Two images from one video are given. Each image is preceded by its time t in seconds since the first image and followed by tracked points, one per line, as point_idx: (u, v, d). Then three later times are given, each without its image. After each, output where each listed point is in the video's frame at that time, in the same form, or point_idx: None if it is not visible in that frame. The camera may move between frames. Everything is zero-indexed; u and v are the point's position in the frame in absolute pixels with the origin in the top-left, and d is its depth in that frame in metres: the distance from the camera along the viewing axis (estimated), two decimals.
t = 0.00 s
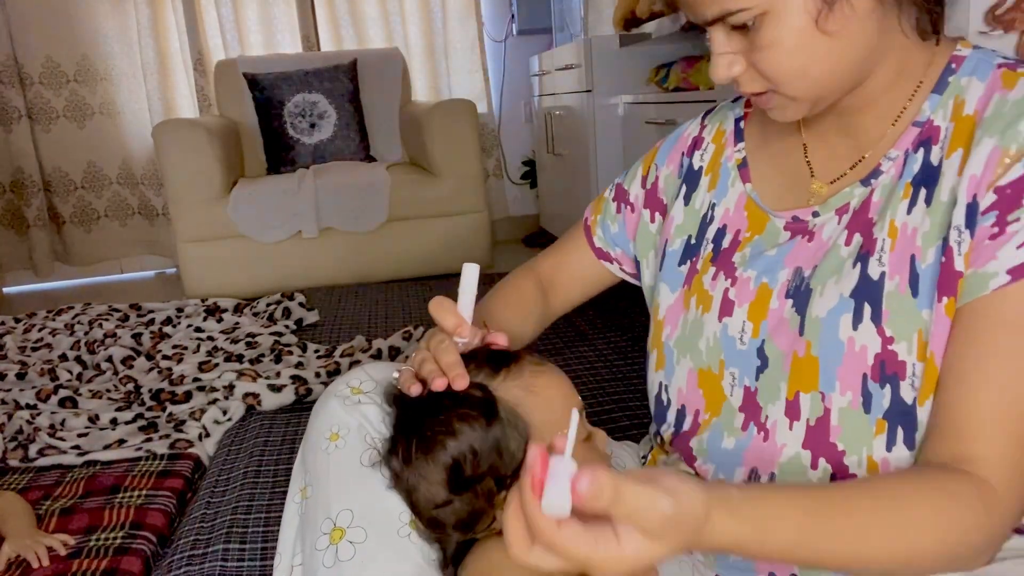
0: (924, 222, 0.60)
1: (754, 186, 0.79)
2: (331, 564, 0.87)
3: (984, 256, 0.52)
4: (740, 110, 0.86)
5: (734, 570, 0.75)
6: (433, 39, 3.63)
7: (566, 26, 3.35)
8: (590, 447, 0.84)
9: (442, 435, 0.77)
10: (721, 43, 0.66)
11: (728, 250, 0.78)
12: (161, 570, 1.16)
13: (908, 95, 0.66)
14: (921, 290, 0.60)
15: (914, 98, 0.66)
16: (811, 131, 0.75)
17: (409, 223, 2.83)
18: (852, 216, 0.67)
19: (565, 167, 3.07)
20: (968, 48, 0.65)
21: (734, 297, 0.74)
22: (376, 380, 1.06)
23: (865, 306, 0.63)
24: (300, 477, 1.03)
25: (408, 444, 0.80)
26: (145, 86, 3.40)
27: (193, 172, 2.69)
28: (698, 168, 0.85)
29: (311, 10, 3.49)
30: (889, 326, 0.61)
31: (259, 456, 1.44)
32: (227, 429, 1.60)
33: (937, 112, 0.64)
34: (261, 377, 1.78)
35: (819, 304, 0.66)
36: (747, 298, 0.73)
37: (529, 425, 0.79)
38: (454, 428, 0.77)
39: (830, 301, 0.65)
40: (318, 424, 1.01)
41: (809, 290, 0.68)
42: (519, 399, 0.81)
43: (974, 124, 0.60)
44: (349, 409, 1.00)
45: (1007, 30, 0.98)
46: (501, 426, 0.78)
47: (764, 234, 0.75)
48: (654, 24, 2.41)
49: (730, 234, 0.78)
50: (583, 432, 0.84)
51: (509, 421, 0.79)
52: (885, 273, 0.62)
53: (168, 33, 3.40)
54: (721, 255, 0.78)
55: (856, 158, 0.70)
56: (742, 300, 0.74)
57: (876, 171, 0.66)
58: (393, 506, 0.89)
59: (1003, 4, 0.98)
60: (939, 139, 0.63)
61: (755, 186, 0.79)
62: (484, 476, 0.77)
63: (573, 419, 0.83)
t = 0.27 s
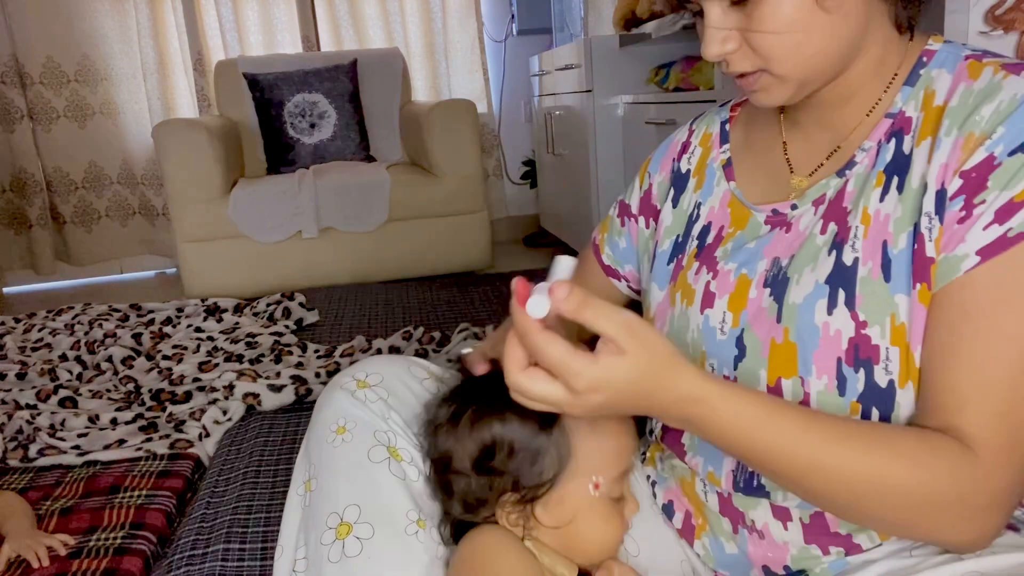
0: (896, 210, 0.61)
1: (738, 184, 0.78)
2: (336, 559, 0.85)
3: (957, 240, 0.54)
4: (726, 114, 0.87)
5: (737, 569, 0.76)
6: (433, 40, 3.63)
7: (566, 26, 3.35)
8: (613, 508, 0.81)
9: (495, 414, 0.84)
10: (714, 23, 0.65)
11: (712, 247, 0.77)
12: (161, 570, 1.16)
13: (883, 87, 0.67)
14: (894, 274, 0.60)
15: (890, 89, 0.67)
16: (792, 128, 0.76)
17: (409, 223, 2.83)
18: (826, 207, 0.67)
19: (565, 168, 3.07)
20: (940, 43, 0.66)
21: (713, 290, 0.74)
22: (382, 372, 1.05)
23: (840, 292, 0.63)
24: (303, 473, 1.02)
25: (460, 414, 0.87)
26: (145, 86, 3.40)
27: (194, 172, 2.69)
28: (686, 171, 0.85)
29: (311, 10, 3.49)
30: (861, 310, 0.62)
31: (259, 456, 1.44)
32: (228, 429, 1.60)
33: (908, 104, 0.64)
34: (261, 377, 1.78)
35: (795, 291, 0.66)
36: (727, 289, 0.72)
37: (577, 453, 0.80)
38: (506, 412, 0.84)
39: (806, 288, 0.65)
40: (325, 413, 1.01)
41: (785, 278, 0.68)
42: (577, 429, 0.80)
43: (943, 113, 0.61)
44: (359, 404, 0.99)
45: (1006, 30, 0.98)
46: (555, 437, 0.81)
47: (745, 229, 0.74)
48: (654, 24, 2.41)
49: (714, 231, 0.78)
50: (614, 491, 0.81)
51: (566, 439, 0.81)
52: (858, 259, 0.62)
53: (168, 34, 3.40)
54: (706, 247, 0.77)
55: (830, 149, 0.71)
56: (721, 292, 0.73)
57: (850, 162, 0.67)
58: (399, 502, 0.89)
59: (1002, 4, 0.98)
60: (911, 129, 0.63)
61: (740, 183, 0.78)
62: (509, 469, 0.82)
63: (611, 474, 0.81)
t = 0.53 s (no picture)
0: (920, 211, 0.61)
1: (743, 191, 0.78)
2: (339, 557, 0.85)
3: (1000, 246, 0.54)
4: (724, 117, 0.86)
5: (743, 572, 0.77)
6: (433, 40, 3.63)
7: (566, 26, 3.35)
8: (608, 542, 0.79)
9: (528, 401, 0.83)
10: (735, 19, 0.63)
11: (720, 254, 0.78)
12: (161, 570, 1.16)
13: (895, 87, 0.67)
14: (918, 277, 0.61)
15: (902, 89, 0.66)
16: (798, 130, 0.76)
17: (409, 222, 2.83)
18: (838, 209, 0.67)
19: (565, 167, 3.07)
20: (948, 41, 0.66)
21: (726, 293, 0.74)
22: (386, 370, 1.02)
23: (862, 295, 0.64)
24: (304, 467, 1.02)
25: (495, 398, 0.86)
26: (145, 87, 3.40)
27: (194, 171, 2.68)
28: (688, 178, 0.86)
29: (311, 11, 3.49)
30: (886, 313, 0.62)
31: (259, 456, 1.44)
32: (228, 430, 1.60)
33: (921, 103, 0.64)
34: (260, 377, 1.78)
35: (815, 295, 0.67)
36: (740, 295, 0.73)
37: (578, 478, 0.79)
38: (536, 406, 0.82)
39: (826, 291, 0.66)
40: (327, 412, 0.99)
41: (803, 281, 0.69)
42: (585, 455, 0.79)
43: (962, 112, 0.61)
44: (363, 401, 0.97)
45: (1006, 30, 0.98)
46: (572, 450, 0.79)
47: (752, 233, 0.75)
48: (654, 24, 2.42)
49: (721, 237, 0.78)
50: (611, 527, 0.79)
51: (579, 457, 0.79)
52: (881, 262, 0.63)
53: (168, 33, 3.40)
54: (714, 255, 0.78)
55: (841, 151, 0.71)
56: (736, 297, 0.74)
57: (862, 163, 0.67)
58: (403, 501, 0.89)
59: (1002, 4, 0.98)
60: (927, 129, 0.63)
61: (743, 190, 0.78)
62: (513, 471, 0.81)
63: (608, 510, 0.78)
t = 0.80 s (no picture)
0: (937, 218, 0.61)
1: (754, 190, 0.78)
2: (339, 556, 0.85)
3: (1018, 254, 0.54)
4: (735, 114, 0.86)
5: None
6: (433, 40, 3.63)
7: (566, 26, 3.35)
8: (602, 543, 0.79)
9: (522, 401, 0.83)
10: (753, 16, 0.63)
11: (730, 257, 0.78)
12: (161, 570, 1.16)
13: (913, 90, 0.67)
14: (935, 285, 0.61)
15: (921, 92, 0.66)
16: (812, 131, 0.76)
17: (409, 222, 2.83)
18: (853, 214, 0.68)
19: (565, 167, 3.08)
20: (967, 44, 0.67)
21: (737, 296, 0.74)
22: (387, 368, 1.02)
23: (876, 303, 0.64)
24: (304, 466, 1.02)
25: (490, 397, 0.86)
26: (145, 87, 3.40)
27: (195, 172, 2.68)
28: (698, 176, 0.86)
29: (310, 11, 3.49)
30: (900, 321, 0.62)
31: (259, 456, 1.44)
32: (227, 430, 1.60)
33: (939, 108, 0.64)
34: (261, 377, 1.78)
35: (828, 302, 0.67)
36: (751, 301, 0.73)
37: (569, 480, 0.79)
38: (528, 406, 0.82)
39: (840, 298, 0.66)
40: (328, 410, 0.99)
41: (815, 288, 0.69)
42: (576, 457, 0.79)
43: (982, 118, 0.61)
44: (364, 400, 0.97)
45: (1006, 30, 0.98)
46: (564, 450, 0.79)
47: (763, 238, 0.75)
48: (654, 24, 2.42)
49: (731, 239, 0.78)
50: (605, 529, 0.79)
51: (569, 459, 0.79)
52: (896, 269, 0.63)
53: (168, 33, 3.40)
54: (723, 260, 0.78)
55: (857, 154, 0.71)
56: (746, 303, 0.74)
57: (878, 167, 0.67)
58: (404, 502, 0.89)
59: (1003, 4, 0.98)
60: (945, 135, 0.64)
61: (754, 189, 0.78)
62: (504, 471, 0.82)
63: (600, 512, 0.78)
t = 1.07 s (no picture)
0: (932, 219, 0.61)
1: (749, 192, 0.78)
2: (339, 556, 0.85)
3: (1013, 253, 0.54)
4: (731, 115, 0.86)
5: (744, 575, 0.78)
6: (433, 40, 3.63)
7: (566, 26, 3.36)
8: (592, 543, 0.80)
9: (509, 402, 0.84)
10: (750, 18, 0.63)
11: (725, 257, 0.78)
12: (161, 570, 1.16)
13: (908, 91, 0.67)
14: (929, 286, 0.61)
15: (915, 93, 0.66)
16: (808, 133, 0.76)
17: (409, 222, 2.83)
18: (849, 215, 0.68)
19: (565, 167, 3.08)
20: (962, 43, 0.67)
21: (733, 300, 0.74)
22: (387, 369, 1.02)
23: (871, 304, 0.64)
24: (304, 465, 1.02)
25: (481, 397, 0.87)
26: (145, 87, 3.40)
27: (195, 172, 2.68)
28: (693, 177, 0.86)
29: (311, 11, 3.49)
30: (896, 322, 0.62)
31: (259, 456, 1.44)
32: (227, 430, 1.60)
33: (933, 108, 0.65)
34: (261, 377, 1.78)
35: (824, 303, 0.67)
36: (746, 303, 0.74)
37: (555, 481, 0.79)
38: (515, 407, 0.83)
39: (835, 300, 0.66)
40: (328, 409, 0.99)
41: (811, 290, 0.69)
42: (562, 459, 0.80)
43: (977, 118, 0.61)
44: (363, 399, 0.97)
45: (1006, 30, 0.98)
46: (550, 451, 0.80)
47: (758, 239, 0.75)
48: (655, 24, 2.42)
49: (726, 240, 0.78)
50: (593, 529, 0.80)
51: (556, 460, 0.80)
52: (891, 270, 0.63)
53: (168, 33, 3.40)
54: (718, 262, 0.79)
55: (851, 156, 0.71)
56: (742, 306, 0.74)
57: (872, 167, 0.67)
58: (403, 502, 0.88)
59: (1003, 4, 0.98)
60: (939, 135, 0.64)
61: (749, 191, 0.78)
62: (491, 473, 0.83)
63: (588, 513, 0.79)
